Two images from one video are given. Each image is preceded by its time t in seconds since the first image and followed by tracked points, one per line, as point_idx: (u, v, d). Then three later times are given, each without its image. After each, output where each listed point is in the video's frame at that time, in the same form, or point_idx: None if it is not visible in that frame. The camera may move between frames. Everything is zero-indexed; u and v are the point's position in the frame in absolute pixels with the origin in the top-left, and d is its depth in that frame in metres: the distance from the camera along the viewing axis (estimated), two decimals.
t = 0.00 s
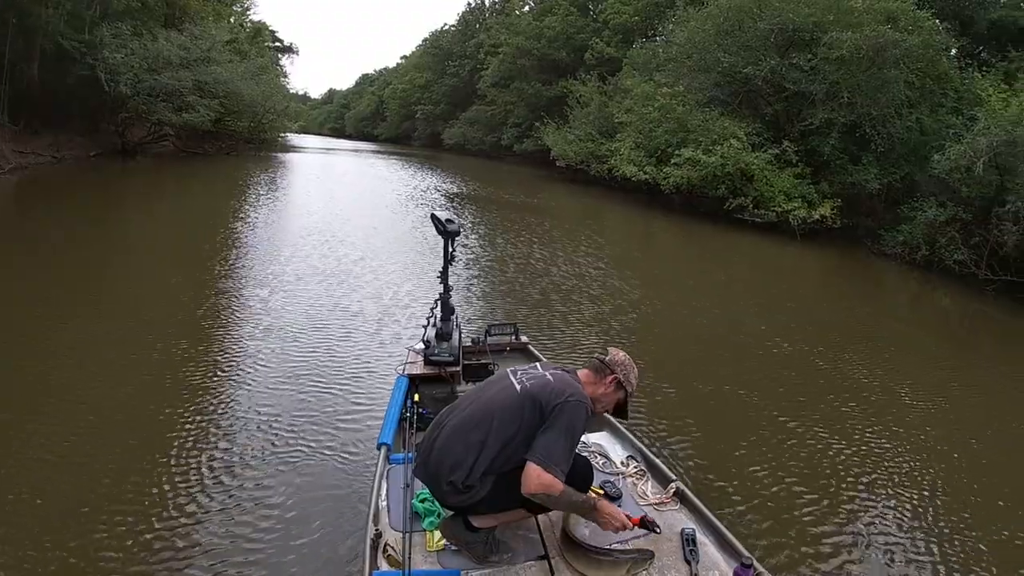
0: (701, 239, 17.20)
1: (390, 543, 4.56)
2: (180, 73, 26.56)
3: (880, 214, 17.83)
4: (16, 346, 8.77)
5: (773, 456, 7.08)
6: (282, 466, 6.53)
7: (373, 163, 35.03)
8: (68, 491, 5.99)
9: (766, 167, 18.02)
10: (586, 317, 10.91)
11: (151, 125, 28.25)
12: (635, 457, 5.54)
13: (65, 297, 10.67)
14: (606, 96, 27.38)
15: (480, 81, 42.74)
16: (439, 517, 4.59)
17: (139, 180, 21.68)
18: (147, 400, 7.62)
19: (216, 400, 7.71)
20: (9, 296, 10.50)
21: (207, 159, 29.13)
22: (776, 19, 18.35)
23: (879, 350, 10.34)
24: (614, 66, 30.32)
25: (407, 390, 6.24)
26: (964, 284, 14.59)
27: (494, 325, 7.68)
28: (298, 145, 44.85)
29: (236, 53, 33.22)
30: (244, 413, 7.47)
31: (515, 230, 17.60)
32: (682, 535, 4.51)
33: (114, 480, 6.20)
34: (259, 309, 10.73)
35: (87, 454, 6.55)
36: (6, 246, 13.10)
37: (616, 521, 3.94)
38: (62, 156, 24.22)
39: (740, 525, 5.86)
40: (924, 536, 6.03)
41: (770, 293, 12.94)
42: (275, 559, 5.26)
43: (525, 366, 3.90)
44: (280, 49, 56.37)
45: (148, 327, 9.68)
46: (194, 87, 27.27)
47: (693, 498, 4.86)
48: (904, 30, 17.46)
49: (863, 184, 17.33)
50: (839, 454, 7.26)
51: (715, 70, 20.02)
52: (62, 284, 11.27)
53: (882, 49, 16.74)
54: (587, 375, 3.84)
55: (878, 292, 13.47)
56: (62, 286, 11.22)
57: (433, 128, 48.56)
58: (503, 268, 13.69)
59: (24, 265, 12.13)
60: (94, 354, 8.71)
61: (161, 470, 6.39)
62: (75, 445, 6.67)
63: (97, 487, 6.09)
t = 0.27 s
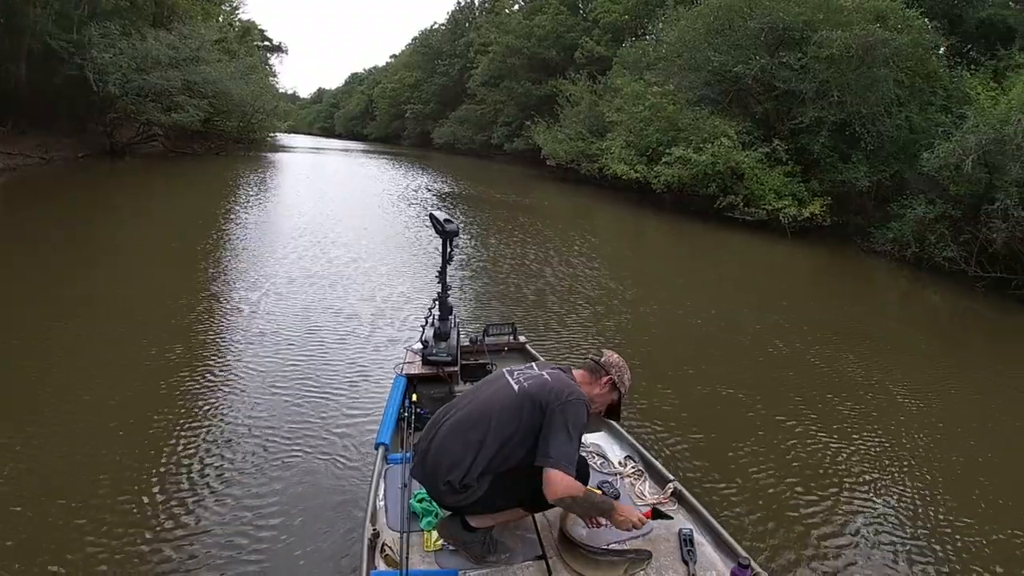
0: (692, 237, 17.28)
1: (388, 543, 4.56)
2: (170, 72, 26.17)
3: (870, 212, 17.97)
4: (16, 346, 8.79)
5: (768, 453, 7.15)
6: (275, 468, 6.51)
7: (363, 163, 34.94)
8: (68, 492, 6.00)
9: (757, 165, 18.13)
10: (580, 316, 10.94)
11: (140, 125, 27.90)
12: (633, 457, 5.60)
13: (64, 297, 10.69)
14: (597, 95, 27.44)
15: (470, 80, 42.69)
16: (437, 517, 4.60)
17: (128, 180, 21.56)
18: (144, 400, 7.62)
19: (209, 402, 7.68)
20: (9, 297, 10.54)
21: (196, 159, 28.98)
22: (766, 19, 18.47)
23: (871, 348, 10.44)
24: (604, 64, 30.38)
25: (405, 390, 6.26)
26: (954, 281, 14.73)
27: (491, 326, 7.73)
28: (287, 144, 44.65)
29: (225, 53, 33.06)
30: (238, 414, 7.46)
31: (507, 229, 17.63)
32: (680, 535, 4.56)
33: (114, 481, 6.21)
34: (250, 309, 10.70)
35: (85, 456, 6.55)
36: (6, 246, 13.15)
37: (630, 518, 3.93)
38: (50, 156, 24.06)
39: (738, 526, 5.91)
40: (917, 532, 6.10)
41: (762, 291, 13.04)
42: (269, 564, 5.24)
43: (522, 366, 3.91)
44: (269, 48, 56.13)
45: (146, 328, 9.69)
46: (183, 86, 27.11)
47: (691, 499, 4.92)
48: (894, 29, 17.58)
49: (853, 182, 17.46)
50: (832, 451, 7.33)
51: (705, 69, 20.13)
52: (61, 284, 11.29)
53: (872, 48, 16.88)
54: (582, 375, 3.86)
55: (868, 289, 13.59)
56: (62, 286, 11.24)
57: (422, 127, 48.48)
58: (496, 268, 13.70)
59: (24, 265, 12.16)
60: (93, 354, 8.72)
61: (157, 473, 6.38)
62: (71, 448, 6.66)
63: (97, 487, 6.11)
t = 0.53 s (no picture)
0: (685, 235, 17.35)
1: (386, 544, 4.58)
2: (160, 72, 26.14)
3: (861, 210, 18.10)
4: (17, 345, 8.86)
5: (764, 450, 7.21)
6: (271, 467, 6.50)
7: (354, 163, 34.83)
8: (66, 492, 5.99)
9: (749, 163, 18.21)
10: (575, 315, 10.98)
11: (129, 126, 27.87)
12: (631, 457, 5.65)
13: (64, 297, 10.76)
14: (588, 93, 27.49)
15: (461, 78, 42.66)
16: (435, 517, 4.60)
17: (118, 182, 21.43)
18: (140, 401, 7.60)
19: (203, 401, 7.66)
20: (10, 297, 10.60)
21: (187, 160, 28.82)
22: (757, 17, 18.58)
23: (864, 345, 10.52)
24: (595, 63, 30.43)
25: (403, 390, 6.28)
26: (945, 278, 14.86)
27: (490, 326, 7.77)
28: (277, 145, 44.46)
29: (216, 53, 32.89)
30: (232, 413, 7.44)
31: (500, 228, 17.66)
32: (678, 535, 4.61)
33: (112, 481, 6.19)
34: (243, 308, 10.67)
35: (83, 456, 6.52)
36: (6, 246, 13.23)
37: (637, 516, 4.07)
38: (39, 158, 23.89)
39: (736, 523, 5.96)
40: (914, 527, 6.17)
41: (755, 288, 13.12)
42: (266, 564, 5.23)
43: (519, 366, 3.93)
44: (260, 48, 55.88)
45: (140, 327, 9.66)
46: (173, 86, 26.97)
47: (690, 499, 4.97)
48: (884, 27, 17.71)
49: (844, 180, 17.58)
50: (827, 448, 7.39)
51: (697, 68, 20.22)
52: (61, 284, 11.35)
53: (862, 46, 17.00)
54: (580, 375, 3.89)
55: (860, 286, 13.69)
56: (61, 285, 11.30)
57: (413, 127, 48.40)
58: (491, 267, 13.72)
59: (24, 265, 12.24)
60: (90, 355, 8.73)
61: (152, 471, 6.36)
62: (69, 449, 6.64)
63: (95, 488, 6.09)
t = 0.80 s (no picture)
0: (678, 233, 17.41)
1: (386, 544, 4.59)
2: (151, 72, 26.00)
3: (854, 208, 18.21)
4: (18, 345, 8.90)
5: (760, 447, 7.27)
6: (269, 471, 6.52)
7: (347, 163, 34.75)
8: (66, 497, 5.99)
9: (742, 161, 18.26)
10: (572, 314, 11.00)
11: (121, 127, 27.65)
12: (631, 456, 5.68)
13: (64, 297, 10.83)
14: (580, 92, 27.54)
15: (453, 77, 42.63)
16: (435, 517, 4.60)
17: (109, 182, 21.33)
18: (138, 404, 7.60)
19: (199, 405, 7.67)
20: (9, 297, 10.66)
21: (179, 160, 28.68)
22: (750, 16, 18.66)
23: (858, 342, 10.60)
24: (587, 62, 30.46)
25: (403, 390, 6.29)
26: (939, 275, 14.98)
27: (489, 325, 7.77)
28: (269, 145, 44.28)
29: (207, 52, 32.75)
30: (229, 417, 7.45)
31: (494, 228, 17.66)
32: (678, 533, 4.63)
33: (111, 486, 6.20)
34: (238, 311, 10.67)
35: (81, 461, 6.52)
36: (6, 247, 13.31)
37: (637, 514, 4.09)
38: (30, 159, 23.74)
39: (735, 521, 6.00)
40: (907, 522, 6.25)
41: (749, 286, 13.18)
42: (266, 569, 5.25)
43: (517, 367, 3.94)
44: (252, 48, 55.67)
45: (136, 330, 9.67)
46: (164, 87, 26.85)
47: (690, 498, 4.99)
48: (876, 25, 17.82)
49: (837, 178, 17.67)
50: (823, 445, 7.46)
51: (689, 66, 20.30)
52: (60, 284, 11.41)
53: (855, 44, 17.11)
54: (580, 375, 3.90)
55: (853, 283, 13.77)
56: (60, 286, 11.37)
57: (406, 126, 48.30)
58: (486, 267, 13.72)
59: (24, 265, 12.33)
60: (90, 356, 8.74)
61: (150, 477, 6.37)
62: (67, 453, 6.63)
63: (94, 493, 6.09)
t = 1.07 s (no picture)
0: (673, 233, 17.46)
1: (387, 543, 4.59)
2: (145, 72, 25.87)
3: (847, 207, 18.33)
4: (19, 345, 8.90)
5: (759, 446, 7.33)
6: (266, 471, 6.50)
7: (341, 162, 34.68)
8: (65, 499, 5.97)
9: (736, 161, 18.34)
10: (569, 314, 11.02)
11: (114, 127, 27.52)
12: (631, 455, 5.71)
13: (64, 296, 10.83)
14: (575, 92, 27.57)
15: (447, 77, 42.62)
16: (436, 516, 4.61)
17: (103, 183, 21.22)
18: (135, 405, 7.57)
19: (194, 405, 7.66)
20: (9, 297, 10.66)
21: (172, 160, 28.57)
22: (744, 16, 18.73)
23: (853, 341, 10.67)
24: (581, 62, 30.50)
25: (402, 390, 6.30)
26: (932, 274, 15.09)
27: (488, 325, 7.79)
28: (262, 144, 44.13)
29: (200, 52, 32.62)
30: (225, 416, 7.44)
31: (490, 227, 17.66)
32: (679, 532, 4.66)
33: (110, 487, 6.17)
34: (233, 310, 10.64)
35: (80, 462, 6.49)
36: (7, 246, 13.32)
37: (635, 507, 4.11)
38: (22, 159, 23.60)
39: (734, 521, 6.04)
40: (904, 520, 6.29)
41: (744, 286, 13.25)
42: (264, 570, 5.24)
43: (516, 367, 3.94)
44: (245, 47, 55.49)
45: (132, 329, 9.64)
46: (158, 86, 26.74)
47: (690, 497, 5.02)
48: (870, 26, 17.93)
49: (831, 177, 17.78)
50: (820, 444, 7.50)
51: (684, 66, 20.36)
52: (60, 284, 11.41)
53: (849, 45, 17.22)
54: (580, 375, 3.90)
55: (847, 282, 13.86)
56: (60, 285, 11.38)
57: (399, 126, 48.23)
58: (483, 267, 13.74)
59: (25, 264, 12.34)
60: (89, 356, 8.73)
61: (147, 477, 6.35)
62: (64, 456, 6.60)
63: (93, 494, 6.07)
